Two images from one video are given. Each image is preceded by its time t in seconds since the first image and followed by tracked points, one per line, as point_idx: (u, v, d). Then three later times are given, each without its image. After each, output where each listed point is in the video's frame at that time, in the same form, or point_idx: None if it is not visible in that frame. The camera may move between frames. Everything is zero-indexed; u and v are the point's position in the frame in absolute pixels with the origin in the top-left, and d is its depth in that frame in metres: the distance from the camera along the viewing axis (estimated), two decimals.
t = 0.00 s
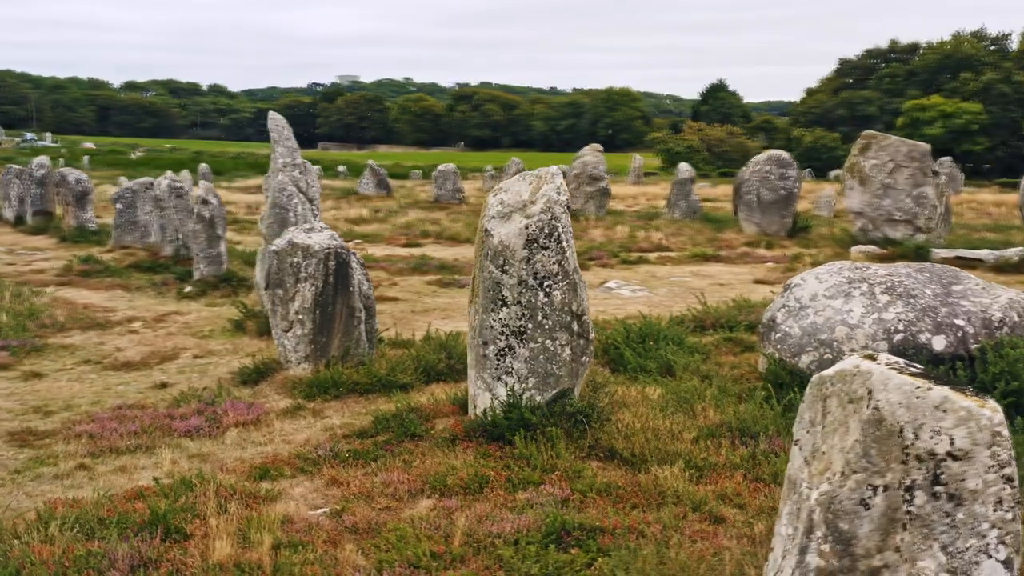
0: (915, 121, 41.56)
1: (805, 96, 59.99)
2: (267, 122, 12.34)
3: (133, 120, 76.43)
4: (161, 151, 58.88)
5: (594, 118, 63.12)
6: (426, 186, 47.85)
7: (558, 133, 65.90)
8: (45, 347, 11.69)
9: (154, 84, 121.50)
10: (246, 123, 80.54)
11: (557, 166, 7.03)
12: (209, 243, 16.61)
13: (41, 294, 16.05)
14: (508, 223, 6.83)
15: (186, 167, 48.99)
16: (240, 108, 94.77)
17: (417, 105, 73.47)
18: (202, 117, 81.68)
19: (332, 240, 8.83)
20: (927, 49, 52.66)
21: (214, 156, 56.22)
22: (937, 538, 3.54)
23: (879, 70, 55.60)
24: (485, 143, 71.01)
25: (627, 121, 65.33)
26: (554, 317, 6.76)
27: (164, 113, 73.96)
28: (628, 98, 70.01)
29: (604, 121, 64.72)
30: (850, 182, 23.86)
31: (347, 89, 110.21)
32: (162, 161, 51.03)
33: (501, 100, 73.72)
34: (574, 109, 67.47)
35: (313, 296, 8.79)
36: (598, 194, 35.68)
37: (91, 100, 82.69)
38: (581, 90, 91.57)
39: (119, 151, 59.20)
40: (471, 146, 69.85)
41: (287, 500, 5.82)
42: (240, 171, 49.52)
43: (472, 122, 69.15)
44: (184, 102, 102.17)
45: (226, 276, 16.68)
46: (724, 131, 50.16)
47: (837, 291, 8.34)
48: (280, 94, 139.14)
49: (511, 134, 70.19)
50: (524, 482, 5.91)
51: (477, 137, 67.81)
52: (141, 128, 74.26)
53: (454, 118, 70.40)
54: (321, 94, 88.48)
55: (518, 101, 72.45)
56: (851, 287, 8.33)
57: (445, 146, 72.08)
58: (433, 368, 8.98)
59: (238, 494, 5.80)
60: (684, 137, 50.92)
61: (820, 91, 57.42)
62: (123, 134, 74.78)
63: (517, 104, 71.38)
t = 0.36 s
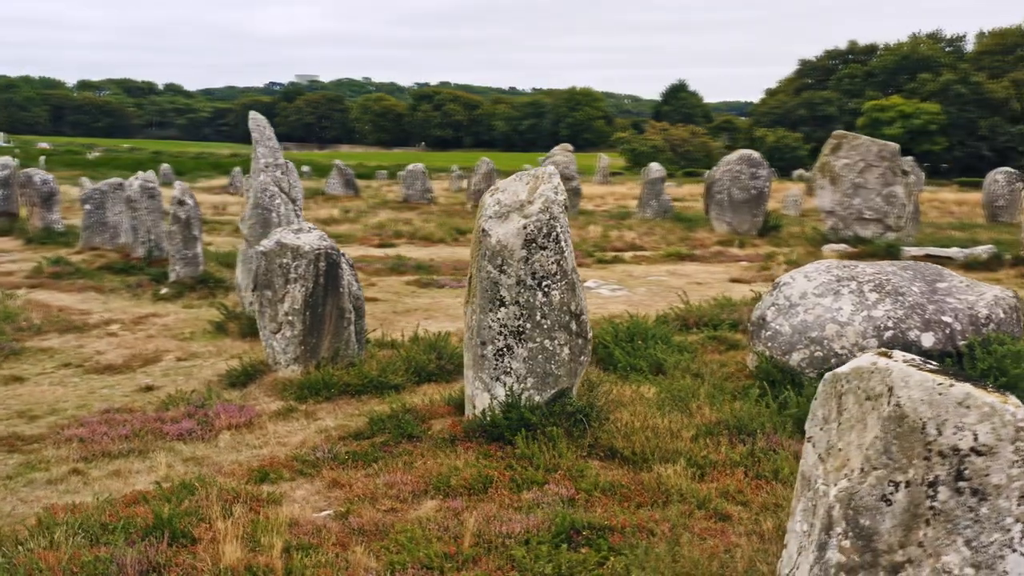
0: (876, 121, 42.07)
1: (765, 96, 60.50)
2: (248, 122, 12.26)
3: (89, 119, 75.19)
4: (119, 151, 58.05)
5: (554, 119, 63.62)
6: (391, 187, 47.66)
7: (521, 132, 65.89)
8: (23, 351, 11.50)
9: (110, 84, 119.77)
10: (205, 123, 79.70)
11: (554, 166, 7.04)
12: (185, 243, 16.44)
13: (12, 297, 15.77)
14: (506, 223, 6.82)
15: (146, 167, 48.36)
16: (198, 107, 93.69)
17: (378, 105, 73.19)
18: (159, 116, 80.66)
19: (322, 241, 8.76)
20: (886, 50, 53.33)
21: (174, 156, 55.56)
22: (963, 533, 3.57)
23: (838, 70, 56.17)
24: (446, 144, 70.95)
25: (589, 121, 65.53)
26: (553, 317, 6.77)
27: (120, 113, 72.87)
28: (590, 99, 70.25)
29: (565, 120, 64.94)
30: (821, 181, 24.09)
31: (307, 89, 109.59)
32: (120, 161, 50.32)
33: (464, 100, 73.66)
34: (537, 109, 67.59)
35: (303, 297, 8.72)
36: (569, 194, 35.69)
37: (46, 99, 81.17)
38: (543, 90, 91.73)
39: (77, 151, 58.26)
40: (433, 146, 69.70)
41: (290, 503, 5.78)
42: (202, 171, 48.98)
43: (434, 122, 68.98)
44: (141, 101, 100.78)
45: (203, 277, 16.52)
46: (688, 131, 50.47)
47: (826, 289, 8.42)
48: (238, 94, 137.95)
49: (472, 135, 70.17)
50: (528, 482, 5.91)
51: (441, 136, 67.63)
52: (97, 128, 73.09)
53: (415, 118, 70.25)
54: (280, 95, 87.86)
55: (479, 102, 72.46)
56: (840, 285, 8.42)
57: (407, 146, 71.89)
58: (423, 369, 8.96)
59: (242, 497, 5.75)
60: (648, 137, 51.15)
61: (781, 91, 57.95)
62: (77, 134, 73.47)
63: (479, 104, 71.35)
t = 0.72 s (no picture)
0: (837, 121, 42.49)
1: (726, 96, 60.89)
2: (229, 122, 12.17)
3: (43, 118, 73.76)
4: (75, 151, 57.05)
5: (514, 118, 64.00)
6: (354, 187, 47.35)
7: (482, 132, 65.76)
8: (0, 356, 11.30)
9: (62, 83, 117.85)
10: (160, 123, 78.69)
11: (550, 167, 7.06)
12: (160, 245, 16.26)
13: None
14: (502, 223, 6.83)
15: (104, 168, 47.60)
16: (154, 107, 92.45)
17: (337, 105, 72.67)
18: (113, 116, 79.33)
19: (311, 242, 8.70)
20: (844, 51, 53.86)
21: (131, 157, 54.76)
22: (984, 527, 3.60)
23: (797, 70, 56.66)
24: (406, 144, 70.70)
25: (550, 121, 65.60)
26: (551, 317, 6.78)
27: (73, 112, 71.58)
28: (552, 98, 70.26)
29: (526, 121, 65.03)
30: (792, 181, 24.28)
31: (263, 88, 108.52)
32: (76, 161, 49.49)
33: (426, 100, 73.48)
34: (499, 109, 67.62)
35: (293, 299, 8.66)
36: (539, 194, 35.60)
37: None
38: (502, 91, 91.72)
39: (33, 151, 57.16)
40: (393, 146, 69.40)
41: (292, 506, 5.74)
42: (160, 171, 48.32)
43: (394, 122, 68.76)
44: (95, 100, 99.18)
45: (178, 279, 16.35)
46: (651, 132, 50.77)
47: (814, 287, 8.52)
48: (193, 93, 136.44)
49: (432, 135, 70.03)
50: (531, 482, 5.91)
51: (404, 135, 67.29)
52: (49, 128, 71.74)
53: (375, 118, 69.90)
54: (237, 93, 86.98)
55: (440, 102, 72.24)
56: (828, 283, 8.52)
57: (367, 145, 71.52)
58: (414, 369, 8.94)
59: (243, 501, 5.69)
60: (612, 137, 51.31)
61: (742, 92, 58.32)
62: (29, 133, 71.95)
63: (440, 104, 71.17)
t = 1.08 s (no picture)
0: (798, 121, 42.94)
1: (686, 96, 61.25)
2: (209, 122, 12.06)
3: None
4: (30, 151, 55.88)
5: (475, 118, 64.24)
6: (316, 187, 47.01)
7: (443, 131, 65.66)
8: None
9: (12, 82, 115.66)
10: (115, 123, 77.53)
11: (545, 167, 7.07)
12: (135, 246, 16.11)
13: None
14: (499, 223, 6.83)
15: (60, 168, 46.80)
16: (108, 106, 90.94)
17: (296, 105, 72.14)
18: (67, 115, 77.92)
19: (301, 242, 8.65)
20: (803, 52, 54.41)
21: (87, 157, 53.89)
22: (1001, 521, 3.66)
23: (757, 71, 57.16)
24: (367, 143, 70.39)
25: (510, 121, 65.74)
26: (549, 316, 6.81)
27: (27, 112, 70.08)
28: (512, 97, 70.34)
29: (487, 120, 65.10)
30: (763, 181, 24.52)
31: (218, 87, 107.41)
32: (32, 161, 48.54)
33: (387, 99, 73.18)
34: (460, 109, 67.65)
35: (283, 300, 8.61)
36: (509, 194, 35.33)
37: None
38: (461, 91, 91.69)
39: None
40: (354, 146, 69.04)
41: (294, 509, 5.69)
42: (119, 172, 47.58)
43: (355, 122, 68.46)
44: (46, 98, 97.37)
45: (154, 281, 16.20)
46: (614, 131, 50.98)
47: (802, 286, 8.61)
48: (147, 92, 134.71)
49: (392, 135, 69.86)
50: (534, 481, 5.92)
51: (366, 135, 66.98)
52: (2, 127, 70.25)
53: (335, 118, 69.49)
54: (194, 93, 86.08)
55: (401, 101, 71.98)
56: (815, 281, 8.62)
57: (327, 145, 71.09)
58: (404, 370, 8.92)
59: (246, 504, 5.64)
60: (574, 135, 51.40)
61: (702, 92, 58.70)
62: None
63: (402, 105, 70.99)
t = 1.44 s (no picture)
0: (760, 121, 43.29)
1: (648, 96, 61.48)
2: (188, 122, 11.97)
3: None
4: None
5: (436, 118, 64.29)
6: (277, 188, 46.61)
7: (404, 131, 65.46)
8: None
9: None
10: (68, 122, 76.35)
11: (540, 167, 7.08)
12: (109, 248, 15.94)
13: None
14: (495, 223, 6.84)
15: (15, 168, 45.96)
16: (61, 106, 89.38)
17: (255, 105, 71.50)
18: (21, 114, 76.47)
19: (291, 243, 8.60)
20: (763, 53, 54.85)
21: (42, 156, 53.00)
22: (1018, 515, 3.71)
23: (718, 72, 57.56)
24: (326, 144, 70.00)
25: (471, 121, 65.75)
26: (546, 316, 6.83)
27: None
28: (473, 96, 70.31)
29: (449, 120, 65.04)
30: (735, 180, 24.68)
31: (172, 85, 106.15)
32: None
33: (348, 99, 72.82)
34: (421, 109, 67.55)
35: (273, 302, 8.56)
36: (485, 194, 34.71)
37: None
38: (421, 92, 91.54)
39: None
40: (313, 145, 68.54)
41: (298, 512, 5.66)
42: (79, 172, 46.77)
43: (314, 122, 68.02)
44: None
45: (128, 283, 16.03)
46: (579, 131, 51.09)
47: (790, 284, 8.70)
48: (100, 91, 132.44)
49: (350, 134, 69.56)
50: (536, 481, 5.93)
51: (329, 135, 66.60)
52: None
53: (294, 117, 68.97)
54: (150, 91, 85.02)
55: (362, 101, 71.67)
56: (803, 279, 8.72)
57: (288, 145, 70.54)
58: (393, 371, 8.90)
59: (250, 507, 5.60)
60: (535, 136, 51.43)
61: (662, 91, 58.91)
62: None
63: (362, 105, 70.67)
